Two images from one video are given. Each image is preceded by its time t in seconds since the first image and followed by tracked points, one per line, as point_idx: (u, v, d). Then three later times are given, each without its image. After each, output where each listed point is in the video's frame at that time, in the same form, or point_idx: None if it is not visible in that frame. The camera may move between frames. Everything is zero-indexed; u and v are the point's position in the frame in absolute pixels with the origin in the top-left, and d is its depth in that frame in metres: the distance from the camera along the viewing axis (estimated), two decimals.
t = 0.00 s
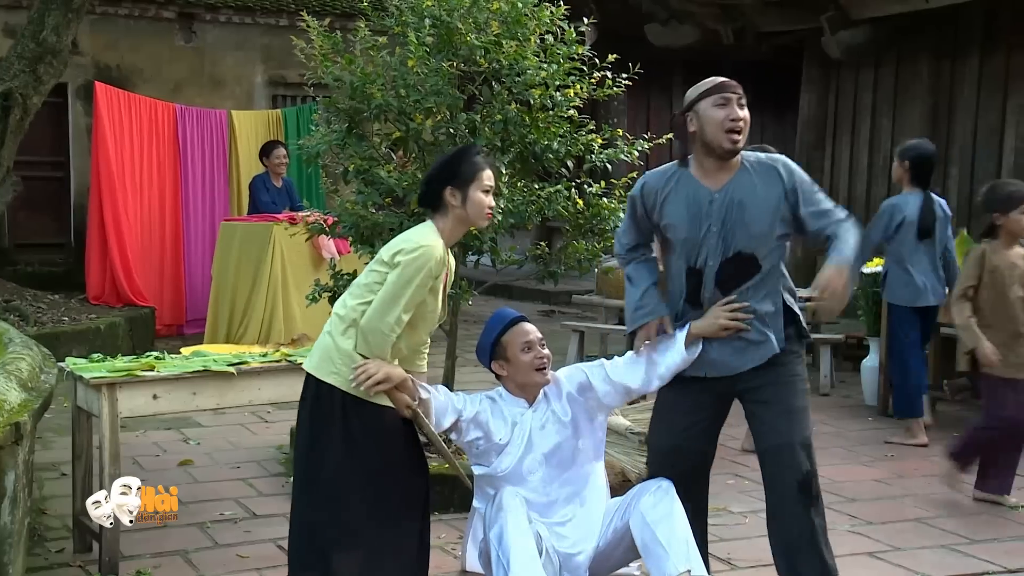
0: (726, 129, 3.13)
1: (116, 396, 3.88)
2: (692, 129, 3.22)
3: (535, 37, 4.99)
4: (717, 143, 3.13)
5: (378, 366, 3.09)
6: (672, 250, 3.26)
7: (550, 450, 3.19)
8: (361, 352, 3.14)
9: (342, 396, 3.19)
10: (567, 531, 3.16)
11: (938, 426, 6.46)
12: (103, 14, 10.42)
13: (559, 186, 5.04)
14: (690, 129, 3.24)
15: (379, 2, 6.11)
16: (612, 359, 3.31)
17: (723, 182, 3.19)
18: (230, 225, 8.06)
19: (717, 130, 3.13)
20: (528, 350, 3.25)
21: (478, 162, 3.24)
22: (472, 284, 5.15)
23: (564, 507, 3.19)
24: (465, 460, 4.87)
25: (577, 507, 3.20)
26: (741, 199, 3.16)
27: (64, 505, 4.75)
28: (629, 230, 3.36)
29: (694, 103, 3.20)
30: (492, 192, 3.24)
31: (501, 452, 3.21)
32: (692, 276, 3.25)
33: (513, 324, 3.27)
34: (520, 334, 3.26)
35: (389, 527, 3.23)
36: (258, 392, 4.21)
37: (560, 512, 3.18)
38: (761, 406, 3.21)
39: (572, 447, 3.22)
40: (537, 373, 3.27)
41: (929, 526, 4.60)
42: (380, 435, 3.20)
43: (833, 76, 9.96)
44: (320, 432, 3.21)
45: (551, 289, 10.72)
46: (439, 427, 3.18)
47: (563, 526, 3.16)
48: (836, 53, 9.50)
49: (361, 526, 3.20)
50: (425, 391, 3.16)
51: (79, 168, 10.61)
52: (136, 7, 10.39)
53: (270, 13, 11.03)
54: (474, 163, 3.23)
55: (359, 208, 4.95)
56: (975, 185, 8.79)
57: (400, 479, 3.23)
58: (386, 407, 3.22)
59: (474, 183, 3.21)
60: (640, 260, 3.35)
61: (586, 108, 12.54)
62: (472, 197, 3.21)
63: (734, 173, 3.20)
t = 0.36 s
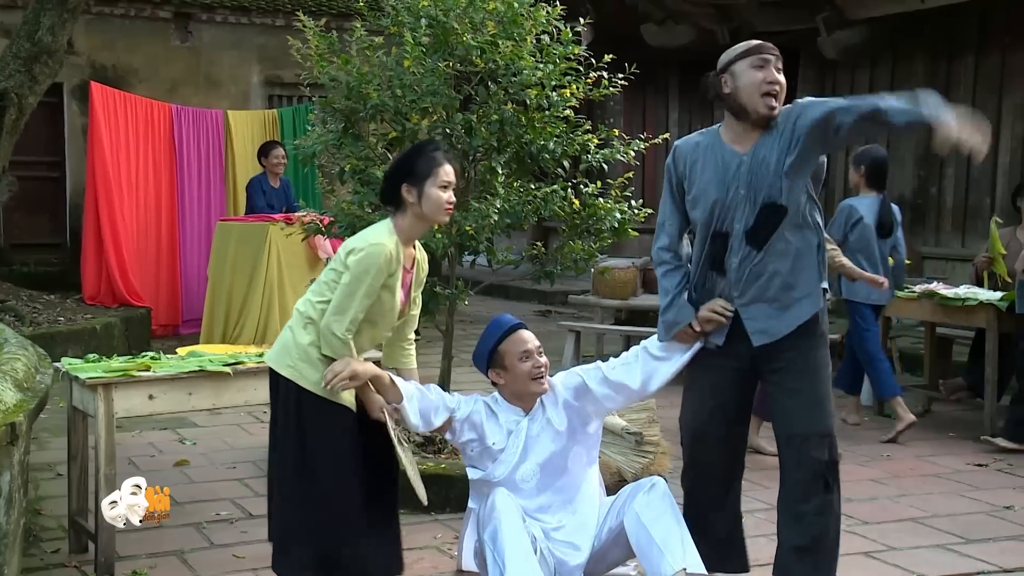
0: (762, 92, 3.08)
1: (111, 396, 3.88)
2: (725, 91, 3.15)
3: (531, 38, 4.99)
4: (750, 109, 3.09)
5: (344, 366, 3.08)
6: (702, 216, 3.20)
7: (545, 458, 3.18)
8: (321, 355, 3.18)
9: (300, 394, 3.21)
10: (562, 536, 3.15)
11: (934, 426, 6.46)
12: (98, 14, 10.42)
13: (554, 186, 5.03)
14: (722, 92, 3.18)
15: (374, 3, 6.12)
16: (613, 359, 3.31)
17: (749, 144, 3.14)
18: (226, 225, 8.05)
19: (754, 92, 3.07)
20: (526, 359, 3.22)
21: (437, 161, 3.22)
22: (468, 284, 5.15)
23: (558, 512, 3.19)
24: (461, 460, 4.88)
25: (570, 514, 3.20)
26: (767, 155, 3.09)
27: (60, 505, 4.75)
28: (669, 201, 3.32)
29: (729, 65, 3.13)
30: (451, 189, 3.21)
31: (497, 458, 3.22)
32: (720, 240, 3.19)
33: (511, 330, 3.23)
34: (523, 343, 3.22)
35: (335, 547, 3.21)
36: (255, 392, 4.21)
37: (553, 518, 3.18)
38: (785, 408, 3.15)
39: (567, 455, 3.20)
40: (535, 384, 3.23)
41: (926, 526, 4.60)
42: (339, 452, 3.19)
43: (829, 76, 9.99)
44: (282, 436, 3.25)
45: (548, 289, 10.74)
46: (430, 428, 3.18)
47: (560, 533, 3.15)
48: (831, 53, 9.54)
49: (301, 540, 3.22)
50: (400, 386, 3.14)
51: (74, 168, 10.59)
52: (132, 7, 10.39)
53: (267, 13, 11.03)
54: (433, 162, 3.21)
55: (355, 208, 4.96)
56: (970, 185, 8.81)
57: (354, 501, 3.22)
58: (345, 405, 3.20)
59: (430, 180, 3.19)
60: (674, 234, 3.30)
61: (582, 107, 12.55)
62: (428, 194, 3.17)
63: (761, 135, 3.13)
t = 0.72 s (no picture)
0: (770, 115, 3.07)
1: (110, 397, 3.88)
2: (732, 112, 3.15)
3: (529, 38, 4.99)
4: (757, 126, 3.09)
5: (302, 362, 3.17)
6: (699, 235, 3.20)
7: (529, 457, 3.14)
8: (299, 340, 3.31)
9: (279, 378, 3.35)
10: (551, 539, 3.12)
11: (932, 427, 6.47)
12: (96, 14, 10.41)
13: (553, 187, 5.03)
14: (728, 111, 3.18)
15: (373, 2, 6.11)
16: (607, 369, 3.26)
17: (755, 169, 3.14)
18: (224, 226, 8.03)
19: (760, 113, 3.07)
20: (510, 359, 3.18)
21: (419, 152, 3.28)
22: (466, 284, 5.15)
23: (545, 513, 3.15)
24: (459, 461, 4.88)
25: (557, 516, 3.16)
26: (773, 187, 3.10)
27: (58, 506, 4.74)
28: (664, 213, 3.29)
29: (736, 85, 3.12)
30: (431, 181, 3.29)
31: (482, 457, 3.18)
32: (715, 265, 3.19)
33: (495, 330, 3.19)
34: (506, 343, 3.18)
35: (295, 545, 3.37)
36: (253, 393, 4.21)
37: (537, 519, 3.14)
38: (786, 409, 3.15)
39: (551, 454, 3.17)
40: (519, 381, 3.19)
41: (924, 526, 4.61)
42: (312, 444, 3.36)
43: (828, 77, 9.97)
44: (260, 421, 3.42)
45: (546, 290, 10.75)
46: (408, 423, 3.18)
47: (549, 535, 3.11)
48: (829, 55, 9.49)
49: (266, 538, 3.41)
50: (360, 386, 3.11)
51: (72, 169, 10.59)
52: (130, 7, 10.38)
53: (265, 14, 11.02)
54: (417, 153, 3.28)
55: (353, 209, 4.96)
56: (968, 187, 8.81)
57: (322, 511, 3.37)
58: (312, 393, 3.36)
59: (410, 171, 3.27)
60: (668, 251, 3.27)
61: (579, 107, 12.56)
62: (406, 183, 3.26)
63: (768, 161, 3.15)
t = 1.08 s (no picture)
0: (771, 125, 2.97)
1: (109, 398, 3.88)
2: (737, 116, 3.05)
3: (529, 39, 4.98)
4: (760, 139, 3.00)
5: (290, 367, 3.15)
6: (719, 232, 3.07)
7: (525, 455, 3.14)
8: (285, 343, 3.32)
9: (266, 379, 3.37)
10: (548, 540, 3.11)
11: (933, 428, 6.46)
12: (96, 16, 10.41)
13: (553, 188, 5.04)
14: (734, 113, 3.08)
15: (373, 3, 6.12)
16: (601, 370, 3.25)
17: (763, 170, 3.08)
18: (224, 227, 8.02)
19: (762, 125, 2.97)
20: (505, 357, 3.19)
21: (426, 171, 3.27)
22: (466, 285, 5.15)
23: (542, 514, 3.15)
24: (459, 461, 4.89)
25: (554, 518, 3.15)
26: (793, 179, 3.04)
27: (58, 507, 4.74)
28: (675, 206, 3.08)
29: (742, 91, 3.01)
30: (430, 195, 3.30)
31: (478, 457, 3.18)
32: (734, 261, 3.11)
33: (493, 329, 3.20)
34: (502, 343, 3.18)
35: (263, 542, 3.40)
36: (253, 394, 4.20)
37: (535, 519, 3.13)
38: (788, 406, 3.16)
39: (547, 453, 3.17)
40: (517, 380, 3.20)
41: (925, 527, 4.60)
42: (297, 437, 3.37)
43: (827, 78, 9.98)
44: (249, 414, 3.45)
45: (546, 291, 10.76)
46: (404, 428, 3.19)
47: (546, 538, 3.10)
48: (830, 56, 9.61)
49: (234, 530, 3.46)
50: (353, 389, 3.11)
51: (72, 170, 10.59)
52: (130, 8, 10.39)
53: (265, 15, 11.02)
54: (420, 168, 3.26)
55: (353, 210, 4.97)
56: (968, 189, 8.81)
57: (296, 525, 3.36)
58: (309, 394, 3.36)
59: (416, 185, 3.27)
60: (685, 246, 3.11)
61: (580, 109, 12.56)
62: (409, 199, 3.26)
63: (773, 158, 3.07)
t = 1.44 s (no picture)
0: (748, 120, 3.14)
1: (109, 398, 3.88)
2: (715, 117, 3.22)
3: (529, 40, 4.98)
4: (741, 136, 3.15)
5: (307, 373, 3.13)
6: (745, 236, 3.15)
7: (531, 455, 3.14)
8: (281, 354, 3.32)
9: (259, 385, 3.37)
10: (549, 538, 3.11)
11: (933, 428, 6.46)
12: (96, 16, 10.41)
13: (553, 188, 5.04)
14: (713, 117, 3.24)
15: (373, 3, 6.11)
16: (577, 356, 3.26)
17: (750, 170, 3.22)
18: (224, 227, 8.02)
19: (740, 120, 3.14)
20: (517, 357, 3.17)
21: (422, 189, 3.28)
22: (466, 285, 5.14)
23: (545, 513, 3.15)
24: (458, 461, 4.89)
25: (557, 517, 3.16)
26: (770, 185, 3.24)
27: (58, 507, 4.74)
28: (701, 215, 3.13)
29: (718, 91, 3.19)
30: (428, 214, 3.31)
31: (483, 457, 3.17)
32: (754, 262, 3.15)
33: (504, 329, 3.18)
34: (517, 342, 3.17)
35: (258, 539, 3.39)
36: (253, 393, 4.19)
37: (537, 518, 3.14)
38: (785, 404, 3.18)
39: (551, 452, 3.17)
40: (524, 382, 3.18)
41: (925, 527, 4.61)
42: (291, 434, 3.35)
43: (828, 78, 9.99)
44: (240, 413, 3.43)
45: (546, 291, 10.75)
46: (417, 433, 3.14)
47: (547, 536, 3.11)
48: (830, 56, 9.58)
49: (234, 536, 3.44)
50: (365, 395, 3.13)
51: (72, 170, 10.59)
52: (129, 8, 10.38)
53: (265, 15, 11.02)
54: (418, 186, 3.27)
55: (353, 210, 4.97)
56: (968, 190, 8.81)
57: (290, 523, 3.34)
58: (309, 405, 3.37)
59: (413, 206, 3.27)
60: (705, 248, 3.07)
61: (580, 109, 12.56)
62: (407, 217, 3.27)
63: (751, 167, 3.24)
